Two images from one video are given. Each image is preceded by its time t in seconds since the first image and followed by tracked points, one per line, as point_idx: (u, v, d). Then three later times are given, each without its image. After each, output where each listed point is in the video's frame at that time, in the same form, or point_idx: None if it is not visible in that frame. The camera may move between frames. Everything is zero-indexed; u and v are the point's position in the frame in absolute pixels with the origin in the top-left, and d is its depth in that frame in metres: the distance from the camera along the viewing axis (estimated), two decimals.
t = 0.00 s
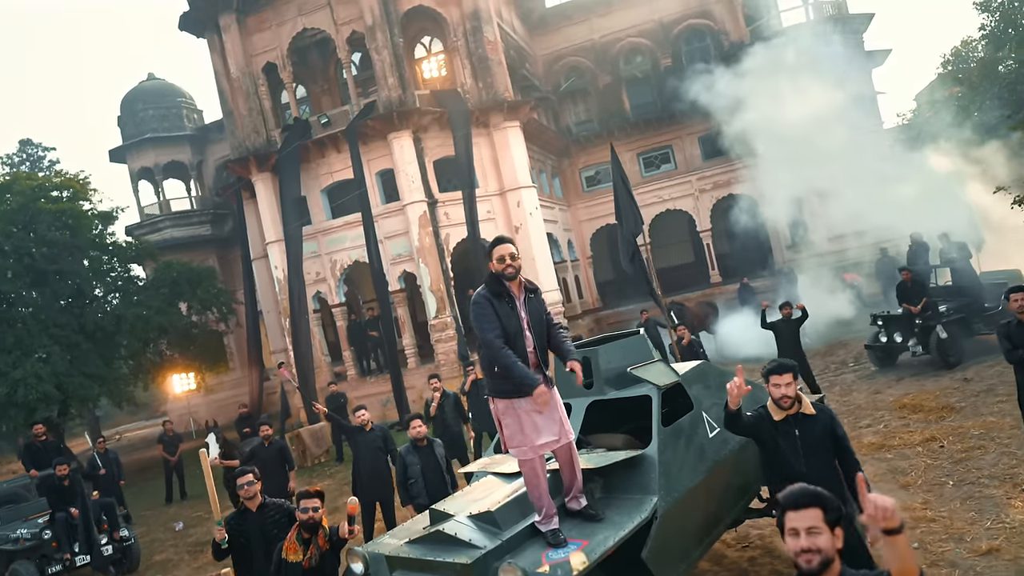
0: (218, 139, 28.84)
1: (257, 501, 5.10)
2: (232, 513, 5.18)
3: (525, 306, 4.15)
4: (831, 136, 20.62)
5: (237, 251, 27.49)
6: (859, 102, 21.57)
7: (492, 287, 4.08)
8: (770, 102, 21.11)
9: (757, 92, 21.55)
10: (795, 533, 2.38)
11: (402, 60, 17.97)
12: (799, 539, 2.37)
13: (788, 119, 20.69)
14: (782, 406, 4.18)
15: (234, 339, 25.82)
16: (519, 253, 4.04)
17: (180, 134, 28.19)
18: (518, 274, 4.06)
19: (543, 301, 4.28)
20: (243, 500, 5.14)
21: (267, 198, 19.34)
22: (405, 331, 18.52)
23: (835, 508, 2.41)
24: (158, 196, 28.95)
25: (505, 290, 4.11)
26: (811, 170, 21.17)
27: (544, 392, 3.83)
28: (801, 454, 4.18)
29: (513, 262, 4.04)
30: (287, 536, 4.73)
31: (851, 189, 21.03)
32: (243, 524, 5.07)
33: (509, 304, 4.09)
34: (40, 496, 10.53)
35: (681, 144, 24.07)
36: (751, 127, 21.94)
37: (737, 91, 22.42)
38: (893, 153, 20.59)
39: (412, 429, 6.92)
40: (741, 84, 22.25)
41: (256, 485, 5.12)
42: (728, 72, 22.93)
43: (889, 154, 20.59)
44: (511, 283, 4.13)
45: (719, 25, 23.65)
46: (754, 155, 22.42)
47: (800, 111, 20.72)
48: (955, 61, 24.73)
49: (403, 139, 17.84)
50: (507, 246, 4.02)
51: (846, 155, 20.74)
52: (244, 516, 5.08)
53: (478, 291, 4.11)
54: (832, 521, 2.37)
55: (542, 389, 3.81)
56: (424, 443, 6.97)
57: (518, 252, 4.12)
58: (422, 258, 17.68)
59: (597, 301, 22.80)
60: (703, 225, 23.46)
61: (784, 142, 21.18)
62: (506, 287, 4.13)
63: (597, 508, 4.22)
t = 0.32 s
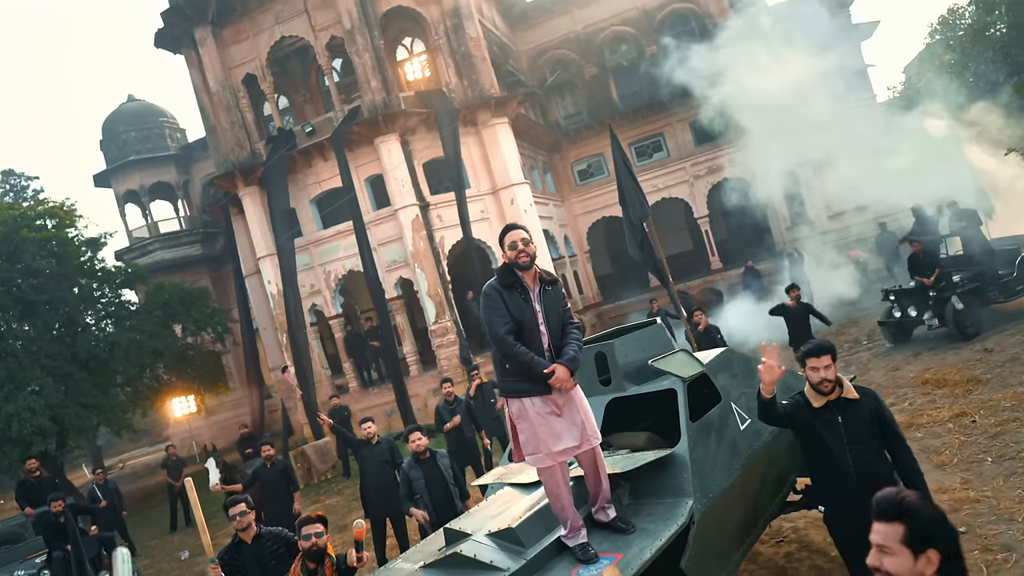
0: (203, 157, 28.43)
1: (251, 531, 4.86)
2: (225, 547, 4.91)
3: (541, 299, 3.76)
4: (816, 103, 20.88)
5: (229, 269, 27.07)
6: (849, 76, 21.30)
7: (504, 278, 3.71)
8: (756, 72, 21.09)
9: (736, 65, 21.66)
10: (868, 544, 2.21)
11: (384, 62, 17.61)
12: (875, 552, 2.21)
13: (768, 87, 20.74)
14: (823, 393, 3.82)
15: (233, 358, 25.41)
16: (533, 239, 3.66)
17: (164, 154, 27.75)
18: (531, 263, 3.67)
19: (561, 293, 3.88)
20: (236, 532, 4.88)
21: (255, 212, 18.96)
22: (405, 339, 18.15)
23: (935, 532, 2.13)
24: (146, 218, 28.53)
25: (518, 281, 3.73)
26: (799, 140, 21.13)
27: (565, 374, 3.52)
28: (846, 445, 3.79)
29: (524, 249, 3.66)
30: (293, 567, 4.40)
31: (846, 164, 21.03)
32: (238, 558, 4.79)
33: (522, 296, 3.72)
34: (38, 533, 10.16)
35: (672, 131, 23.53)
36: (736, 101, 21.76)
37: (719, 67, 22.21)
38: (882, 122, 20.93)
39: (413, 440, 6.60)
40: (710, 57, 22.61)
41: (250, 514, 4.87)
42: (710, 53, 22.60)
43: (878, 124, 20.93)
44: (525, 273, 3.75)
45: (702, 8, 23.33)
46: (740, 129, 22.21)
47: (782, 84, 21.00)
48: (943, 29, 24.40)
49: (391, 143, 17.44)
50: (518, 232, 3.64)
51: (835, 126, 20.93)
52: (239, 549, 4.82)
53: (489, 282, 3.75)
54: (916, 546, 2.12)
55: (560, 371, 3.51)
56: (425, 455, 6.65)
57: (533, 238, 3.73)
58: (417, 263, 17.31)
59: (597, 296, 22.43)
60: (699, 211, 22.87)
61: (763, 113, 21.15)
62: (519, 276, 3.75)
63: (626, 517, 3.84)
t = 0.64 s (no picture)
0: (195, 161, 28.09)
1: (239, 551, 4.82)
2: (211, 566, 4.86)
3: (556, 287, 3.43)
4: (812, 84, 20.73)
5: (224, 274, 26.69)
6: (847, 61, 20.95)
7: (516, 264, 3.44)
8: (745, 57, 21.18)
9: (730, 49, 21.45)
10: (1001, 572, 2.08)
11: (376, 59, 17.28)
12: None
13: (752, 73, 20.82)
14: (859, 387, 3.46)
15: (229, 364, 25.04)
16: (548, 220, 3.36)
17: (156, 158, 27.36)
18: (545, 247, 3.37)
19: (584, 282, 3.52)
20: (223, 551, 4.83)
21: (248, 215, 18.62)
22: (404, 340, 17.82)
23: None
24: (138, 225, 28.12)
25: (531, 268, 3.43)
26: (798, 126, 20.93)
27: (577, 366, 3.15)
28: (887, 444, 3.46)
29: (535, 231, 3.36)
30: None
31: (847, 152, 20.87)
32: None
33: (534, 283, 3.41)
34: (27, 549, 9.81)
35: (669, 125, 23.17)
36: (729, 89, 21.58)
37: (713, 58, 21.95)
38: (880, 111, 20.59)
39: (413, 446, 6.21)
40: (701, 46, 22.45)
41: (237, 533, 4.81)
42: (705, 42, 22.30)
43: (878, 112, 20.57)
44: (540, 258, 3.44)
45: None
46: (737, 121, 21.97)
47: (778, 74, 20.74)
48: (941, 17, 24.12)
49: (384, 141, 17.12)
50: (530, 213, 3.35)
51: (830, 112, 20.78)
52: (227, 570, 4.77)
53: (501, 269, 3.48)
54: None
55: (570, 362, 3.14)
56: (427, 461, 6.30)
57: (549, 221, 3.43)
58: (414, 263, 16.96)
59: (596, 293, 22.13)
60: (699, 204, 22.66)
61: (751, 94, 21.13)
62: (533, 262, 3.45)
63: (649, 530, 3.50)
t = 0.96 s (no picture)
0: (191, 158, 27.78)
1: (230, 560, 4.62)
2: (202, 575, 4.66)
3: (571, 284, 3.10)
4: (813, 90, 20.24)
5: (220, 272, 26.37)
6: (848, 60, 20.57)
7: (530, 258, 3.16)
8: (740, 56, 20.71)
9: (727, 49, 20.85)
10: None
11: (375, 54, 16.98)
12: None
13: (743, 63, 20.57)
14: (894, 394, 3.08)
15: (224, 363, 24.71)
16: (564, 210, 3.03)
17: (151, 154, 27.02)
18: (557, 242, 3.06)
19: (610, 277, 3.15)
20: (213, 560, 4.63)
21: (244, 212, 18.31)
22: (401, 341, 17.51)
23: None
24: (133, 221, 27.77)
25: (545, 262, 3.13)
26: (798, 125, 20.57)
27: (580, 374, 2.84)
28: (927, 455, 3.06)
29: (547, 222, 3.05)
30: None
31: (848, 153, 20.63)
32: None
33: (547, 280, 3.12)
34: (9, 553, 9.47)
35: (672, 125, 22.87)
36: (730, 88, 21.18)
37: (704, 60, 21.51)
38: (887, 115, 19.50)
39: (411, 451, 5.90)
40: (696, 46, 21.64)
41: (229, 542, 4.64)
42: (694, 36, 21.84)
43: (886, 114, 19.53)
44: (556, 251, 3.13)
45: None
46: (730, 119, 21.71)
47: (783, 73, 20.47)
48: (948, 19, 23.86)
49: (383, 138, 16.83)
50: (544, 205, 3.05)
51: (832, 114, 20.25)
52: None
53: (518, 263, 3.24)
54: None
55: (572, 370, 2.84)
56: (426, 466, 5.98)
57: (567, 211, 3.09)
58: (412, 262, 16.65)
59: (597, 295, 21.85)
60: (701, 206, 22.32)
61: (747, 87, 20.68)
62: (549, 256, 3.15)
63: (667, 549, 3.20)
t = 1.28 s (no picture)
0: (188, 146, 27.47)
1: (227, 556, 4.45)
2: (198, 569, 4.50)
3: (574, 278, 2.86)
4: (811, 88, 20.14)
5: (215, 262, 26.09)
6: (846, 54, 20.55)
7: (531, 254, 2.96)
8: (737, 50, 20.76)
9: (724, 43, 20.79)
10: None
11: (376, 43, 16.71)
12: None
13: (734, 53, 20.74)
14: (924, 402, 2.83)
15: (216, 354, 24.43)
16: (565, 202, 2.82)
17: (147, 141, 26.72)
18: (558, 234, 2.83)
19: (619, 270, 2.86)
20: (209, 555, 4.47)
21: (240, 201, 18.05)
22: (396, 335, 17.26)
23: None
24: (127, 208, 27.44)
25: (548, 257, 2.91)
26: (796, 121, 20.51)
27: (573, 361, 2.60)
28: (960, 469, 2.83)
29: (547, 212, 2.83)
30: None
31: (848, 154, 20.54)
32: None
33: (548, 277, 2.89)
34: None
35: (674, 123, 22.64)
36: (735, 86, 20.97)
37: (698, 54, 21.61)
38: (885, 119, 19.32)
39: (403, 449, 5.67)
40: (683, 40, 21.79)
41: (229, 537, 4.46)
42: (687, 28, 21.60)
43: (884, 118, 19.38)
44: (559, 244, 2.90)
45: None
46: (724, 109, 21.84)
47: (789, 72, 20.26)
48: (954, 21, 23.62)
49: (382, 129, 16.58)
50: (544, 194, 2.84)
51: (832, 114, 20.19)
52: None
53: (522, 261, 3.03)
54: None
55: (564, 356, 2.60)
56: (420, 466, 5.73)
57: (571, 200, 2.85)
58: (409, 255, 16.40)
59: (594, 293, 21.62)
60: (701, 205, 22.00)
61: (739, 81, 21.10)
62: (553, 251, 2.92)
63: (677, 565, 2.97)
